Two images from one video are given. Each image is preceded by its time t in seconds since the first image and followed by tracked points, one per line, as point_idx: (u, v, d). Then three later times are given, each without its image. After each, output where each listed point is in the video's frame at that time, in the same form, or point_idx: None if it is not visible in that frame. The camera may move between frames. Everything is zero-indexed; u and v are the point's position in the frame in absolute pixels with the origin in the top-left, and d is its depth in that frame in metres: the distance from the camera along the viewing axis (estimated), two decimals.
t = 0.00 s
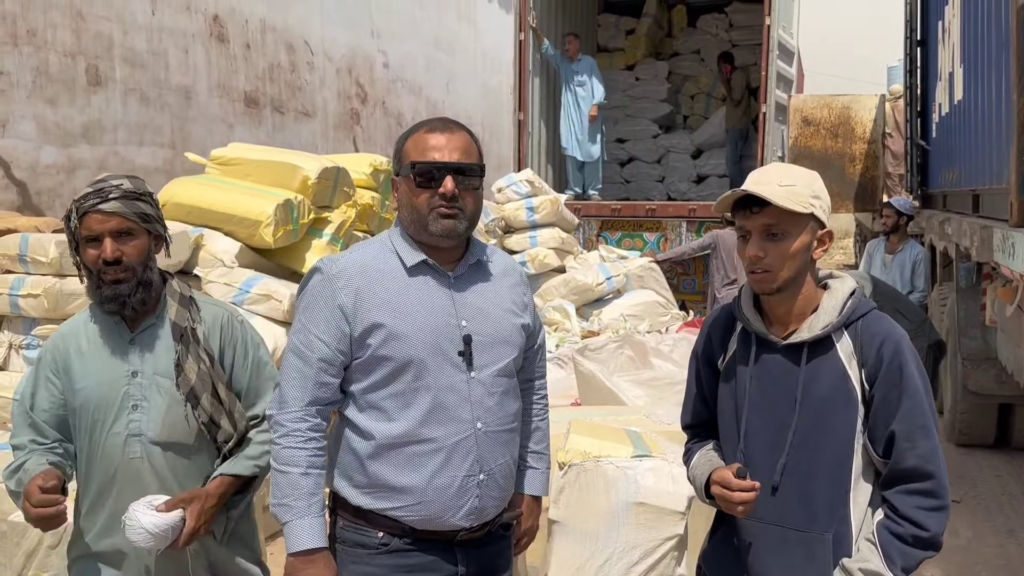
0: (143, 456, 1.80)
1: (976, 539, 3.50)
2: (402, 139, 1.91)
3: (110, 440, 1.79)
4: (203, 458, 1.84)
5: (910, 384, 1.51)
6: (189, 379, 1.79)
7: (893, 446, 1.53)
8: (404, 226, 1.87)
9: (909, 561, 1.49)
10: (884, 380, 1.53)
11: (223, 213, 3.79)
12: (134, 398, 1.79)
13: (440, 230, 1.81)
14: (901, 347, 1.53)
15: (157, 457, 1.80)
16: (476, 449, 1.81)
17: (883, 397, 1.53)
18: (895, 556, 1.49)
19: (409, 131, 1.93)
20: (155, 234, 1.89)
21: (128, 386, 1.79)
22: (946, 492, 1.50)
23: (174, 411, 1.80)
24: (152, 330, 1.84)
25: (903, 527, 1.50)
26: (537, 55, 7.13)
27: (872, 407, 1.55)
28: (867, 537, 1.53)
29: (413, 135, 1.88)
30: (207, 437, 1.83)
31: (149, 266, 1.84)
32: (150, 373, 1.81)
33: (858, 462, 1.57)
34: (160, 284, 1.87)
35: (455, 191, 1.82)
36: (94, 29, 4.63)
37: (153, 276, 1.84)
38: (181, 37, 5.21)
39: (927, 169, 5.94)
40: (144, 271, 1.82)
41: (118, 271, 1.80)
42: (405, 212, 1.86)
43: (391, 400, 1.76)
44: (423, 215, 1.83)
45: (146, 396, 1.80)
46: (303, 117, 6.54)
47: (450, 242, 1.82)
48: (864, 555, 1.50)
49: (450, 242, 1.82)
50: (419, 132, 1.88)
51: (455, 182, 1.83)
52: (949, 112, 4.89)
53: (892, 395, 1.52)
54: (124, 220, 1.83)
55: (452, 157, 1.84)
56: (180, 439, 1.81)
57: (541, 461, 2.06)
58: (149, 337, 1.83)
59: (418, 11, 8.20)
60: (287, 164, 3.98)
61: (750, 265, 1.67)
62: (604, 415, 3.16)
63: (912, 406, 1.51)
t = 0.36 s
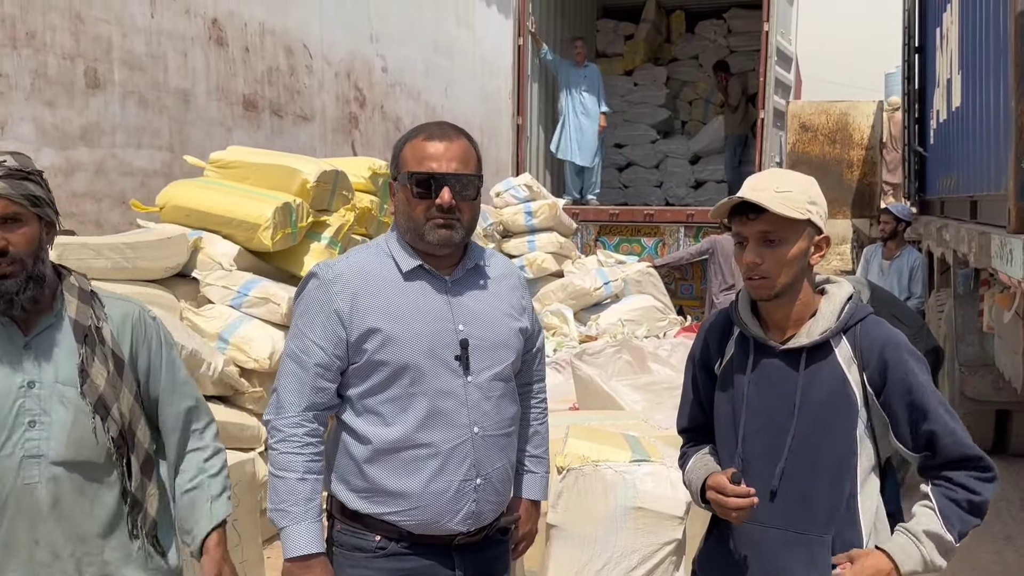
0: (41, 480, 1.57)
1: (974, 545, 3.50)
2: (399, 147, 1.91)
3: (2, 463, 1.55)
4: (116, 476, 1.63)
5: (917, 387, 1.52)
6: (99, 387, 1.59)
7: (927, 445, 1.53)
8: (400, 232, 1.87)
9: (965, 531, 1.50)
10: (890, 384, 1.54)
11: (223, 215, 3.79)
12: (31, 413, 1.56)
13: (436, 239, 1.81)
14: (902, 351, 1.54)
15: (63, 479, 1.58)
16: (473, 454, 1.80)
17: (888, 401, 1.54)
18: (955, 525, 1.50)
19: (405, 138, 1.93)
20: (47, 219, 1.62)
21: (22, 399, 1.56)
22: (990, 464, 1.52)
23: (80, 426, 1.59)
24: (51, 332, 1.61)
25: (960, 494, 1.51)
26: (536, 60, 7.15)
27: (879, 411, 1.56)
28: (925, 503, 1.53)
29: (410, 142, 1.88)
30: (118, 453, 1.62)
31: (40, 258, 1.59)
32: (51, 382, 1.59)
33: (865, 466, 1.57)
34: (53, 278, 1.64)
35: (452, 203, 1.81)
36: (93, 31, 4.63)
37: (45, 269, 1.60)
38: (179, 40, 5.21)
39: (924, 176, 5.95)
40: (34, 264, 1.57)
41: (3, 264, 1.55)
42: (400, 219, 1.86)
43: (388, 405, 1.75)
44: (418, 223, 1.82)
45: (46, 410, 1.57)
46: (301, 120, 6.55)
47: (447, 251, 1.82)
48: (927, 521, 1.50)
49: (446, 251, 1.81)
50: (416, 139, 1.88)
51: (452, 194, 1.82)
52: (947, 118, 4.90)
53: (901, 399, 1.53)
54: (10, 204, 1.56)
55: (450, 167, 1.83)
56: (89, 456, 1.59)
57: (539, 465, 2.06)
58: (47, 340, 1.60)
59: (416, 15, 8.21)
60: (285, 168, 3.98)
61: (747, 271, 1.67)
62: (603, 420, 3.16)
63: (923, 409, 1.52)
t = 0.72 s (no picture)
0: None
1: (966, 556, 3.49)
2: (395, 151, 1.90)
3: None
4: (84, 558, 1.40)
5: (910, 399, 1.52)
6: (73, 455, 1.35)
7: (893, 460, 1.54)
8: (395, 238, 1.85)
9: (893, 535, 1.51)
10: (885, 395, 1.53)
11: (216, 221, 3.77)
12: None
13: (432, 245, 1.80)
14: (900, 363, 1.54)
15: (21, 563, 1.34)
16: (465, 461, 1.79)
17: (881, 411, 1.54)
18: (892, 521, 1.50)
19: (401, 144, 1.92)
20: (14, 250, 1.36)
21: None
22: (943, 501, 1.54)
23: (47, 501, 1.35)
24: (19, 386, 1.36)
25: (907, 500, 1.52)
26: (530, 69, 7.17)
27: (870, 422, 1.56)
28: (870, 489, 1.55)
29: (406, 147, 1.87)
30: (88, 532, 1.39)
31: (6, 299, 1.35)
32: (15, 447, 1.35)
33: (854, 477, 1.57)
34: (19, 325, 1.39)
35: (448, 209, 1.80)
36: (86, 36, 4.61)
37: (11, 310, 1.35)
38: (173, 45, 5.20)
39: (916, 187, 5.97)
40: None
41: None
42: (396, 224, 1.85)
43: (380, 411, 1.74)
44: (415, 229, 1.81)
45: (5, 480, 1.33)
46: (295, 126, 6.54)
47: (441, 258, 1.81)
48: (869, 497, 1.52)
49: (441, 257, 1.80)
50: (412, 144, 1.87)
51: (449, 200, 1.81)
52: (939, 129, 4.92)
53: (893, 410, 1.53)
54: None
55: (447, 172, 1.83)
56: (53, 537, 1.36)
57: (531, 473, 2.05)
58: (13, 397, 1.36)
59: (410, 23, 8.23)
60: (279, 173, 3.97)
61: (749, 280, 1.66)
62: (595, 428, 3.15)
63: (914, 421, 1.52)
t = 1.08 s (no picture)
0: None
1: (950, 566, 3.50)
2: (381, 156, 1.90)
3: None
4: None
5: (891, 408, 1.51)
6: (58, 462, 1.27)
7: (873, 469, 1.53)
8: (380, 242, 1.85)
9: (863, 549, 1.50)
10: (866, 403, 1.53)
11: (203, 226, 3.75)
12: None
13: (418, 251, 1.79)
14: (882, 373, 1.53)
15: None
16: (449, 467, 1.79)
17: (862, 420, 1.54)
18: (862, 535, 1.50)
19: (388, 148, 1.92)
20: None
21: None
22: (926, 517, 1.51)
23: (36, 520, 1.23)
24: None
25: (882, 515, 1.51)
26: (519, 78, 7.19)
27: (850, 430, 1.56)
28: (846, 504, 1.54)
29: (393, 152, 1.87)
30: (71, 551, 1.29)
31: None
32: None
33: (835, 487, 1.57)
34: None
35: (436, 214, 1.80)
36: (75, 40, 4.59)
37: None
38: (162, 50, 5.19)
39: (902, 199, 6.01)
40: None
41: None
42: (381, 228, 1.84)
43: (364, 416, 1.73)
44: (401, 234, 1.80)
45: None
46: (284, 133, 6.53)
47: (428, 263, 1.80)
48: (839, 512, 1.52)
49: (427, 263, 1.80)
50: (399, 149, 1.87)
51: (436, 205, 1.81)
52: (924, 141, 4.95)
53: (872, 420, 1.52)
54: None
55: (434, 178, 1.83)
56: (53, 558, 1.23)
57: (515, 479, 2.04)
58: None
59: (400, 31, 8.24)
60: (266, 179, 3.96)
61: (732, 287, 1.67)
62: (582, 435, 3.14)
63: (894, 431, 1.51)
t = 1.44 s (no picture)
0: None
1: None
2: (357, 159, 1.88)
3: None
4: None
5: (865, 418, 1.50)
6: None
7: (847, 480, 1.52)
8: (353, 246, 1.82)
9: (835, 562, 1.50)
10: (840, 413, 1.52)
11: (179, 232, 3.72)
12: None
13: (392, 257, 1.77)
14: (858, 382, 1.52)
15: None
16: (420, 475, 1.76)
17: (836, 430, 1.52)
18: (834, 548, 1.49)
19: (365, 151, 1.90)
20: None
21: None
22: (899, 528, 1.50)
23: None
24: None
25: (854, 526, 1.50)
26: (502, 91, 7.20)
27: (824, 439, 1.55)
28: (818, 514, 1.53)
29: (369, 156, 1.85)
30: None
31: None
32: None
33: (809, 498, 1.56)
34: None
35: (411, 220, 1.78)
36: (54, 44, 4.55)
37: None
38: (143, 56, 5.15)
39: (881, 215, 6.06)
40: None
41: None
42: (355, 232, 1.82)
43: (333, 422, 1.70)
44: (375, 238, 1.78)
45: None
46: (265, 141, 6.49)
47: (401, 269, 1.78)
48: (812, 524, 1.51)
49: (400, 269, 1.78)
50: (376, 153, 1.85)
51: (411, 211, 1.79)
52: (903, 159, 4.99)
53: (845, 430, 1.51)
54: None
55: (410, 183, 1.81)
56: None
57: (490, 489, 2.02)
58: None
59: (384, 41, 8.23)
60: (245, 185, 3.93)
61: (713, 293, 1.65)
62: (560, 447, 3.12)
63: (868, 441, 1.50)
